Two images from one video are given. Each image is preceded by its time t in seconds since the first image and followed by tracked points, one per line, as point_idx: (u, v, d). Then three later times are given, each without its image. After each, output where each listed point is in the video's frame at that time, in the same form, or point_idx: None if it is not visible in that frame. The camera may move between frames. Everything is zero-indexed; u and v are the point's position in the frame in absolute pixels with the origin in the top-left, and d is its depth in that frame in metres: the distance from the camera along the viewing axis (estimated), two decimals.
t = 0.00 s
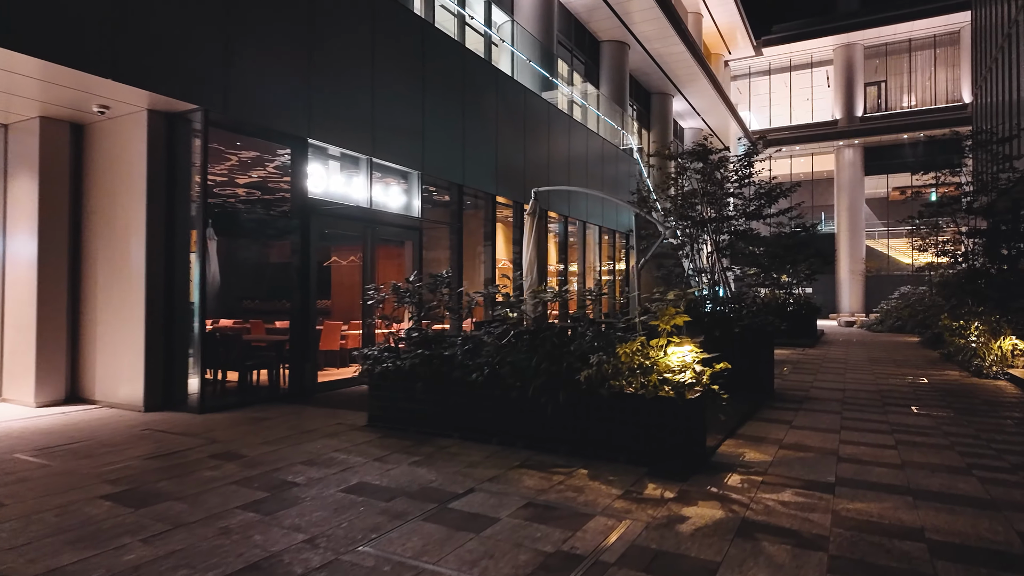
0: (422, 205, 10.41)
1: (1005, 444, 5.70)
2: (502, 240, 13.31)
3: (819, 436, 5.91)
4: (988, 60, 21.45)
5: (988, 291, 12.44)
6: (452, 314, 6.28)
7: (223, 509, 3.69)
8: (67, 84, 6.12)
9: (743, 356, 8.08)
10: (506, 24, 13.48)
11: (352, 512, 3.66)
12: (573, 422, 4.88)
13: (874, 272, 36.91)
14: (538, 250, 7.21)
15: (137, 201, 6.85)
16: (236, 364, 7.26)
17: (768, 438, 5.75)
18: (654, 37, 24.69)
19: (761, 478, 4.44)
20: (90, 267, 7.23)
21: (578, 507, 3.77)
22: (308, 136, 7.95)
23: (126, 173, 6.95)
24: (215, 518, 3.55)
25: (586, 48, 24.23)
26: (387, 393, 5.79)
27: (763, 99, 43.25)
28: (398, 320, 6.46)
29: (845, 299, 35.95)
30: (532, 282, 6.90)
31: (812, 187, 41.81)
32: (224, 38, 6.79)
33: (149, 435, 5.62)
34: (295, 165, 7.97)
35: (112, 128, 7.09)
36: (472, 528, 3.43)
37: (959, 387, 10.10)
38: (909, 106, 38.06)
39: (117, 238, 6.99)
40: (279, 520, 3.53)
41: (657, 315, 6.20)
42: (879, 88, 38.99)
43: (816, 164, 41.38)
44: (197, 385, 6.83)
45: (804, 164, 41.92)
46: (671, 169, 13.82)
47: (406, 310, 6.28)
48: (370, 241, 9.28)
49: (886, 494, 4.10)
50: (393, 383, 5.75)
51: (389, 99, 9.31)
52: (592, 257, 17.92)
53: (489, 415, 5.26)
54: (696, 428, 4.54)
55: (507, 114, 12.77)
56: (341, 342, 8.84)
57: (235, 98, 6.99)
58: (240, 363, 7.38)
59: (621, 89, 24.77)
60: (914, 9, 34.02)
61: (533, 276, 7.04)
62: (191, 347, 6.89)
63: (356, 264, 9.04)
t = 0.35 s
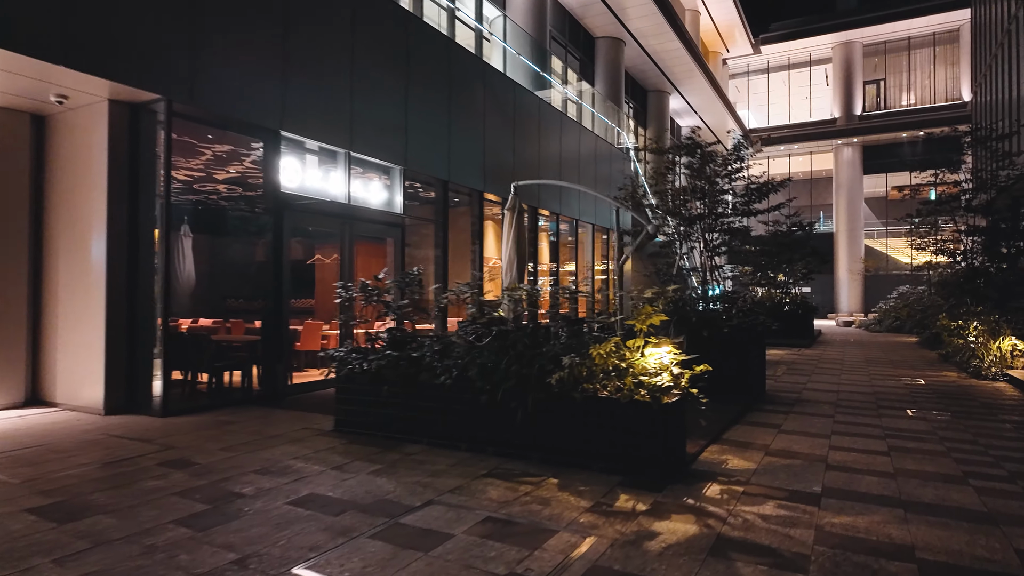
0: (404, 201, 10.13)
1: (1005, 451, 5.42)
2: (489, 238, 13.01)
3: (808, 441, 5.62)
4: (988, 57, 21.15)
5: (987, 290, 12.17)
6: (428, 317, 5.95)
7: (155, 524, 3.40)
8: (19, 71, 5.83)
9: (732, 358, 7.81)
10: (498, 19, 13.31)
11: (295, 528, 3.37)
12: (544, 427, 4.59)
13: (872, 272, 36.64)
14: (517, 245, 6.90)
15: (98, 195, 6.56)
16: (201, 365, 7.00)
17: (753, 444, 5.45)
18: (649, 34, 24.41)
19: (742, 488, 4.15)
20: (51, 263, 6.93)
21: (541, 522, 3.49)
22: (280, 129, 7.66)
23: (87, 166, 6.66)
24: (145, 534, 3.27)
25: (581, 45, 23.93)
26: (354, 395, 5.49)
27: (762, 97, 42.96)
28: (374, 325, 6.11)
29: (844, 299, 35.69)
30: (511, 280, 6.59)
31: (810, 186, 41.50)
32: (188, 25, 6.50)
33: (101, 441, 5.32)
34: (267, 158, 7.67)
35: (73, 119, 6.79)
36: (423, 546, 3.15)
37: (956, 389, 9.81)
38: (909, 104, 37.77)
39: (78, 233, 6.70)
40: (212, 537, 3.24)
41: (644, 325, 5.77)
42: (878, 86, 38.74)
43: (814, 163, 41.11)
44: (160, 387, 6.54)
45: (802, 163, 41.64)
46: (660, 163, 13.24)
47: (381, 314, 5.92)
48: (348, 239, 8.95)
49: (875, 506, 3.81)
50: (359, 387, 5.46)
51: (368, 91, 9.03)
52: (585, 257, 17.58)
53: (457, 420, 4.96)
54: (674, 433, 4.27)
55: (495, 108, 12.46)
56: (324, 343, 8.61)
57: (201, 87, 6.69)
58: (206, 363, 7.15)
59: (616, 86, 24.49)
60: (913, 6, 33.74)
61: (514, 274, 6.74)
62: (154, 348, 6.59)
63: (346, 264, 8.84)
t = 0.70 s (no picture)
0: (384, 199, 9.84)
1: (1001, 463, 5.13)
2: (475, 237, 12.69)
3: (794, 452, 5.32)
4: (986, 55, 20.89)
5: (983, 291, 11.87)
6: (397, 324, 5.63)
7: (71, 551, 3.12)
8: None
9: (718, 363, 7.53)
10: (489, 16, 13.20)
11: (224, 555, 3.09)
12: (509, 439, 4.31)
13: (870, 272, 36.38)
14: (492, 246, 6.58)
15: (52, 193, 6.27)
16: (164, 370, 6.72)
17: (735, 456, 5.15)
18: (644, 31, 24.15)
19: (718, 506, 3.87)
20: (6, 263, 6.64)
21: (493, 548, 3.20)
22: (250, 124, 7.39)
23: (42, 163, 6.36)
24: (56, 563, 2.98)
25: (574, 43, 23.55)
26: (314, 404, 5.21)
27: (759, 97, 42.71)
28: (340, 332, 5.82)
29: (842, 299, 35.42)
30: (486, 283, 6.30)
31: (808, 185, 41.18)
32: (147, 15, 6.21)
33: (47, 452, 5.03)
34: (235, 155, 7.38)
35: (29, 114, 6.50)
36: None
37: (952, 394, 9.51)
38: (907, 103, 37.51)
39: (33, 233, 6.41)
40: (131, 566, 2.96)
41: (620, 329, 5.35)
42: (876, 85, 38.53)
43: (812, 162, 40.85)
44: (117, 395, 6.25)
45: (800, 162, 41.32)
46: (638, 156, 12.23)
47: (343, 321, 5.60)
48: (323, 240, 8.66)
49: (859, 529, 3.53)
50: (316, 393, 5.18)
51: (344, 86, 8.75)
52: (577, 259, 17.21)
53: (420, 431, 4.66)
54: (644, 446, 4.00)
55: (480, 104, 12.16)
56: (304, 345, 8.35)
57: (161, 80, 6.40)
58: (171, 368, 6.88)
59: (611, 85, 24.19)
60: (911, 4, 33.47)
61: (489, 275, 6.45)
62: (112, 354, 6.30)
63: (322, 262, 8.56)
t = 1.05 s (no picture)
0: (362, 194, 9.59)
1: (991, 469, 4.86)
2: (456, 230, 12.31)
3: (773, 458, 5.05)
4: (983, 52, 20.63)
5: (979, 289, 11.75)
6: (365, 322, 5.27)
7: None
8: None
9: (702, 363, 7.23)
10: (479, 12, 13.01)
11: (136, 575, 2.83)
12: (464, 445, 4.05)
13: (868, 272, 36.15)
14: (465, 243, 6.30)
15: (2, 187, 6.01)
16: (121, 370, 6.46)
17: (711, 461, 4.88)
18: (638, 27, 23.89)
19: (683, 518, 3.62)
20: None
21: (432, 566, 2.94)
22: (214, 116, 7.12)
23: None
24: None
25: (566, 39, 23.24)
26: (268, 407, 4.94)
27: (756, 95, 42.46)
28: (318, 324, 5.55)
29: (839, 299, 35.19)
30: (457, 280, 6.05)
31: (806, 184, 40.90)
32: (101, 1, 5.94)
33: None
34: (198, 148, 7.14)
35: None
36: None
37: (945, 395, 9.24)
38: (905, 102, 37.29)
39: None
40: None
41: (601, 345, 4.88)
42: (874, 83, 38.30)
43: (809, 161, 40.63)
44: (68, 398, 5.98)
45: (797, 161, 41.00)
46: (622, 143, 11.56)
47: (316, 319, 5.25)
48: (297, 235, 8.32)
49: (832, 543, 3.27)
50: (269, 395, 4.91)
51: (317, 77, 8.47)
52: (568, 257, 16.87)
53: (375, 436, 4.40)
54: (606, 453, 3.75)
55: (465, 99, 11.89)
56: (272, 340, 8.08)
57: (117, 68, 6.12)
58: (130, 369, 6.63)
59: (604, 82, 23.93)
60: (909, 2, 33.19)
61: (460, 273, 6.15)
62: (63, 355, 6.04)
63: (295, 258, 8.30)
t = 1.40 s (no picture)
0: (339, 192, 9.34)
1: (983, 481, 4.58)
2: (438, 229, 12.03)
3: (754, 468, 4.78)
4: (981, 49, 20.37)
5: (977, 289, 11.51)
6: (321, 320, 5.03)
7: None
8: None
9: (688, 366, 6.93)
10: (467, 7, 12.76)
11: None
12: (419, 456, 3.78)
13: (865, 271, 35.91)
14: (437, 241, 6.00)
15: None
16: (77, 372, 6.19)
17: (687, 473, 4.60)
18: (632, 25, 23.62)
19: (650, 538, 3.35)
20: None
21: None
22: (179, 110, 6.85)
23: None
24: None
25: (559, 36, 22.93)
26: (219, 414, 4.66)
27: (753, 94, 42.21)
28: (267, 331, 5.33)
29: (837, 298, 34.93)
30: (427, 280, 5.77)
31: (803, 184, 40.64)
32: None
33: None
34: (162, 143, 6.87)
35: None
36: None
37: (939, 399, 8.96)
38: (903, 101, 37.02)
39: None
40: None
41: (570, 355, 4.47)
42: (872, 82, 38.02)
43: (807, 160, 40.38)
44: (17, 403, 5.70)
45: (795, 160, 40.76)
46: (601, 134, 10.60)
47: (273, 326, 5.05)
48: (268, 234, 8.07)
49: (808, 567, 3.00)
50: (219, 402, 4.63)
51: (290, 70, 8.20)
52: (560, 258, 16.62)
53: (327, 447, 4.13)
54: (568, 466, 3.48)
55: (451, 95, 11.61)
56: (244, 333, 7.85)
57: (72, 59, 5.84)
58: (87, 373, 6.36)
59: (599, 80, 23.64)
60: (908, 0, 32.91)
61: (431, 272, 5.86)
62: (12, 358, 5.76)
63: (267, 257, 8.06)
